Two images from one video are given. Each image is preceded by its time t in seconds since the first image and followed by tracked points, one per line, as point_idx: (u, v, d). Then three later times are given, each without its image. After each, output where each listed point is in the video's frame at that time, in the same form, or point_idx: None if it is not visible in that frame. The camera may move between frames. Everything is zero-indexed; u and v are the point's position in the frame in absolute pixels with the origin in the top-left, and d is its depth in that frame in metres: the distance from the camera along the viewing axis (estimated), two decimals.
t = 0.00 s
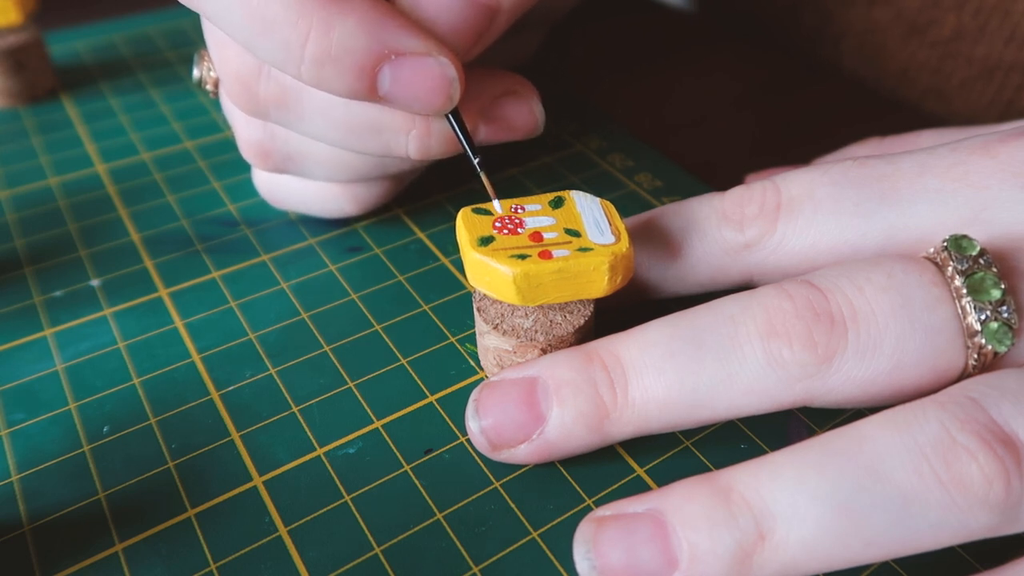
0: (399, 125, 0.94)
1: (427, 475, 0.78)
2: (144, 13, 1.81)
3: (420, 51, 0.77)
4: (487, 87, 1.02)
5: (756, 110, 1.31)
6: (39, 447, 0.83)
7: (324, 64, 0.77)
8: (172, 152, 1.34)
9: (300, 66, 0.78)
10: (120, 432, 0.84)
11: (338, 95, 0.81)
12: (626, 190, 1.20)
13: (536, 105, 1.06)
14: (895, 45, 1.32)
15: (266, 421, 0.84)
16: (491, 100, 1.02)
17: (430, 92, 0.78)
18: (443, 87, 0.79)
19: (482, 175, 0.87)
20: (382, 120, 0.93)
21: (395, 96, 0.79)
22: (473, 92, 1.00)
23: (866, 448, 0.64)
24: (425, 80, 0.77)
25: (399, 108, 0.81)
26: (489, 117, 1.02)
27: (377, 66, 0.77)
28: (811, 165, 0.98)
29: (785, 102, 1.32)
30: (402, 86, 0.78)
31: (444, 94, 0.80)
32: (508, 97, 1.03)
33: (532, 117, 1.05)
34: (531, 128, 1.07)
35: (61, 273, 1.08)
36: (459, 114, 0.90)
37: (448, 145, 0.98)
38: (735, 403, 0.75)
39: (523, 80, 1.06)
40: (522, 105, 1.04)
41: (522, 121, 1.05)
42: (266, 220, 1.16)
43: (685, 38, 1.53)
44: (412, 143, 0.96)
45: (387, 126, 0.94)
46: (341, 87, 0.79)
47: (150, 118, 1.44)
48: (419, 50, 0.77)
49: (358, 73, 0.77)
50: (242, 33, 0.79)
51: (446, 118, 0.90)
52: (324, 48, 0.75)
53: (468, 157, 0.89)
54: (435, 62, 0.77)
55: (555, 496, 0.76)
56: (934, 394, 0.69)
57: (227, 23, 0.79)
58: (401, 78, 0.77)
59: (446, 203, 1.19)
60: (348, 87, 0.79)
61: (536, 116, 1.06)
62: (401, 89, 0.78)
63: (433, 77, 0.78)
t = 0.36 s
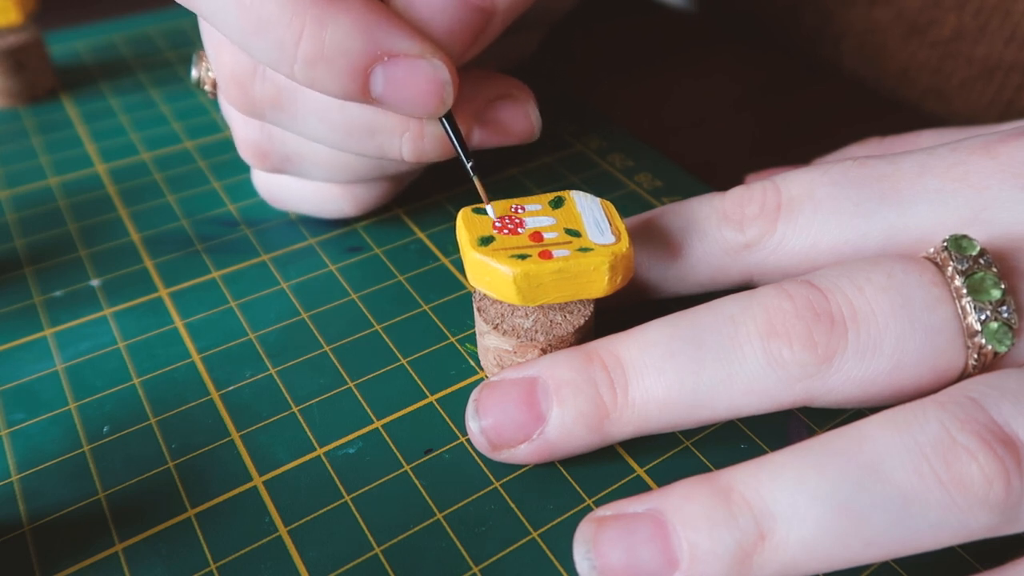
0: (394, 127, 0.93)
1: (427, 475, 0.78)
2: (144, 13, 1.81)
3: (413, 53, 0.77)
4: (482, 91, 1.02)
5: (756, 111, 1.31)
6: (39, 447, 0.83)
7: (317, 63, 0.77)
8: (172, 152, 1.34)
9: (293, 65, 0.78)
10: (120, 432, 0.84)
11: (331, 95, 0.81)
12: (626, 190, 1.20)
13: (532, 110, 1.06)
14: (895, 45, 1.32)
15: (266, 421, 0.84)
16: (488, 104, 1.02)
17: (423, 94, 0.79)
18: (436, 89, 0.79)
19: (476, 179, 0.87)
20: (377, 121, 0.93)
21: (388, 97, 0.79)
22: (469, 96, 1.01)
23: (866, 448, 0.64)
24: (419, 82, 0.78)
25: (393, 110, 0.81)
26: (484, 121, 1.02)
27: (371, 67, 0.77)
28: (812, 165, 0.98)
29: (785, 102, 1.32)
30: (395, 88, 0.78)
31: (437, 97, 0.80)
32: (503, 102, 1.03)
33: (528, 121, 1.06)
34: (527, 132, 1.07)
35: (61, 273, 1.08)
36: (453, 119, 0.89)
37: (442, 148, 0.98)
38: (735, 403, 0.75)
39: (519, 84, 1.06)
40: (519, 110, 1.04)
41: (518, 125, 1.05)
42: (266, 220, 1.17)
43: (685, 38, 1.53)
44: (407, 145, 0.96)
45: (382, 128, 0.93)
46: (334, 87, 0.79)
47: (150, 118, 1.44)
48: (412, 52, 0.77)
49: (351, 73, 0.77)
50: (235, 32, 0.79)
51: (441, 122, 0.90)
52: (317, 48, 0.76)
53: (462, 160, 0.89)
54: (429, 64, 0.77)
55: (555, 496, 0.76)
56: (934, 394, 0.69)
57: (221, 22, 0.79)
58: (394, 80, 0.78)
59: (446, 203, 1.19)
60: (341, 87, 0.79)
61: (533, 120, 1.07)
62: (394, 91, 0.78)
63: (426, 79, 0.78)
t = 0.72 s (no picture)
0: (358, 80, 0.93)
1: (427, 475, 0.78)
2: (145, 13, 1.81)
3: None
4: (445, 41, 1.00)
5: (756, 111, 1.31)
6: (39, 447, 0.83)
7: (271, 10, 0.80)
8: (172, 152, 1.34)
9: (248, 14, 0.82)
10: (120, 432, 0.84)
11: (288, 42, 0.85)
12: (626, 190, 1.20)
13: (501, 60, 1.02)
14: (897, 45, 1.32)
15: (266, 421, 0.84)
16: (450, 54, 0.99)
17: (378, 36, 0.81)
18: (392, 32, 0.82)
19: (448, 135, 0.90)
20: (342, 75, 0.93)
21: (343, 40, 0.82)
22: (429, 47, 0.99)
23: (866, 448, 0.64)
24: (375, 25, 0.80)
25: (350, 53, 0.85)
26: (448, 71, 0.99)
27: (323, 10, 0.80)
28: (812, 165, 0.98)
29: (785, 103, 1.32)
30: (348, 29, 0.81)
31: (394, 38, 0.82)
32: (468, 52, 1.00)
33: (496, 71, 1.01)
34: (496, 84, 1.03)
35: (60, 273, 1.08)
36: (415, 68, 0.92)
37: (412, 106, 0.97)
38: (735, 405, 0.75)
39: (486, 36, 1.03)
40: (484, 59, 1.00)
41: (486, 77, 1.01)
42: (266, 221, 1.16)
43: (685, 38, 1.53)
44: (375, 103, 0.96)
45: (346, 84, 0.93)
46: (289, 34, 0.83)
47: (150, 118, 1.44)
48: None
49: (303, 18, 0.81)
50: None
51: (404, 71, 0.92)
52: None
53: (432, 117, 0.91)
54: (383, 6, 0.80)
55: (555, 496, 0.76)
56: (934, 394, 0.69)
57: None
58: (350, 21, 0.81)
59: (446, 203, 1.19)
60: (296, 33, 0.82)
61: (501, 70, 1.02)
62: (348, 33, 0.81)
63: (380, 22, 0.80)
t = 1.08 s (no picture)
0: (349, 72, 0.92)
1: (427, 475, 0.78)
2: (145, 13, 1.81)
3: None
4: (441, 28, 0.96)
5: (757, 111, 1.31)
6: (39, 447, 0.83)
7: None
8: (172, 152, 1.34)
9: None
10: (120, 432, 0.84)
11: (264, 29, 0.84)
12: (626, 190, 1.20)
13: (498, 46, 0.98)
14: (913, 24, 1.29)
15: (266, 421, 0.84)
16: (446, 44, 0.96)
17: (347, 27, 0.80)
18: (358, 24, 0.80)
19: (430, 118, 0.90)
20: (333, 66, 0.92)
21: (311, 29, 0.81)
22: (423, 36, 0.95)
23: (866, 445, 0.64)
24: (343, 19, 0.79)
25: (321, 43, 0.83)
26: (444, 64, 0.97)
27: None
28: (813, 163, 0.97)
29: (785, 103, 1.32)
30: (316, 20, 0.80)
31: (361, 32, 0.81)
32: (464, 41, 0.96)
33: (493, 60, 0.98)
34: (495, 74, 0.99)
35: (61, 273, 1.08)
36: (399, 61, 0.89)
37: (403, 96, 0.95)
38: (736, 404, 0.75)
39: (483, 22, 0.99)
40: (481, 48, 0.97)
41: (483, 68, 0.98)
42: (266, 221, 1.17)
43: (686, 37, 1.52)
44: (367, 91, 0.94)
45: (337, 74, 0.92)
46: (263, 21, 0.82)
47: (150, 118, 1.44)
48: None
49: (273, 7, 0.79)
50: None
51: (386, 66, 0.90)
52: None
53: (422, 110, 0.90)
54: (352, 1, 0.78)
55: (555, 496, 0.76)
56: (933, 391, 0.69)
57: None
58: (315, 11, 0.79)
59: (446, 203, 1.19)
60: (268, 21, 0.81)
61: (499, 59, 0.98)
62: (316, 23, 0.80)
63: (348, 15, 0.79)
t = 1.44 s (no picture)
0: (356, 87, 0.92)
1: (427, 475, 0.78)
2: (144, 13, 1.81)
3: None
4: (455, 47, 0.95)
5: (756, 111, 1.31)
6: (39, 447, 0.83)
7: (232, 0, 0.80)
8: (172, 152, 1.34)
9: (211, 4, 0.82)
10: (120, 432, 0.84)
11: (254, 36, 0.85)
12: (626, 190, 1.20)
13: (511, 71, 0.94)
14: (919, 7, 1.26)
15: (266, 421, 0.84)
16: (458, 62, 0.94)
17: (340, 33, 0.81)
18: (350, 30, 0.81)
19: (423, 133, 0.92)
20: (340, 81, 0.92)
21: (305, 35, 0.82)
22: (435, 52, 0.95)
23: (866, 442, 0.64)
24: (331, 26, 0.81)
25: (314, 49, 0.85)
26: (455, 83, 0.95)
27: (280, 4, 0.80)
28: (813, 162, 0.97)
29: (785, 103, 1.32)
30: (308, 26, 0.81)
31: (353, 38, 0.82)
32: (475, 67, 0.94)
33: (506, 87, 0.94)
34: (506, 104, 0.96)
35: (61, 273, 1.08)
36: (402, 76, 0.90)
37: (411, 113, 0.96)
38: (735, 399, 0.75)
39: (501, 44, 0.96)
40: (493, 71, 0.94)
41: (495, 93, 0.94)
42: (266, 220, 1.17)
43: (686, 38, 1.52)
44: (373, 108, 0.94)
45: (345, 89, 0.93)
46: (252, 27, 0.83)
47: (150, 118, 1.44)
48: None
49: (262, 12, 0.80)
50: None
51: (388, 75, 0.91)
52: None
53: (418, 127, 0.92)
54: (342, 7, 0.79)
55: (555, 496, 0.76)
56: (933, 388, 0.69)
57: None
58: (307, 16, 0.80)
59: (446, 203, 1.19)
60: (256, 27, 0.82)
61: (511, 84, 0.95)
62: (308, 28, 0.81)
63: (339, 21, 0.80)
